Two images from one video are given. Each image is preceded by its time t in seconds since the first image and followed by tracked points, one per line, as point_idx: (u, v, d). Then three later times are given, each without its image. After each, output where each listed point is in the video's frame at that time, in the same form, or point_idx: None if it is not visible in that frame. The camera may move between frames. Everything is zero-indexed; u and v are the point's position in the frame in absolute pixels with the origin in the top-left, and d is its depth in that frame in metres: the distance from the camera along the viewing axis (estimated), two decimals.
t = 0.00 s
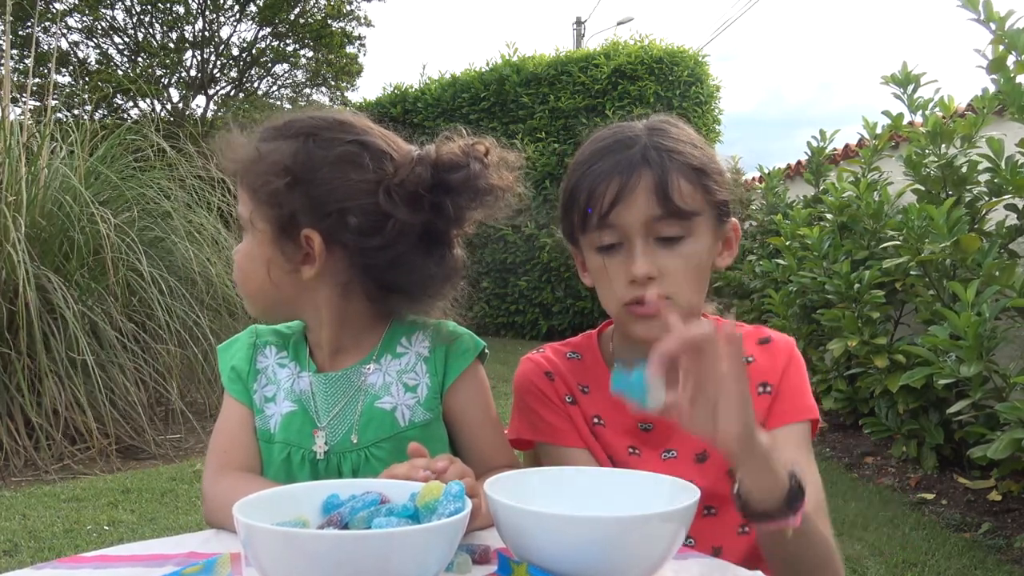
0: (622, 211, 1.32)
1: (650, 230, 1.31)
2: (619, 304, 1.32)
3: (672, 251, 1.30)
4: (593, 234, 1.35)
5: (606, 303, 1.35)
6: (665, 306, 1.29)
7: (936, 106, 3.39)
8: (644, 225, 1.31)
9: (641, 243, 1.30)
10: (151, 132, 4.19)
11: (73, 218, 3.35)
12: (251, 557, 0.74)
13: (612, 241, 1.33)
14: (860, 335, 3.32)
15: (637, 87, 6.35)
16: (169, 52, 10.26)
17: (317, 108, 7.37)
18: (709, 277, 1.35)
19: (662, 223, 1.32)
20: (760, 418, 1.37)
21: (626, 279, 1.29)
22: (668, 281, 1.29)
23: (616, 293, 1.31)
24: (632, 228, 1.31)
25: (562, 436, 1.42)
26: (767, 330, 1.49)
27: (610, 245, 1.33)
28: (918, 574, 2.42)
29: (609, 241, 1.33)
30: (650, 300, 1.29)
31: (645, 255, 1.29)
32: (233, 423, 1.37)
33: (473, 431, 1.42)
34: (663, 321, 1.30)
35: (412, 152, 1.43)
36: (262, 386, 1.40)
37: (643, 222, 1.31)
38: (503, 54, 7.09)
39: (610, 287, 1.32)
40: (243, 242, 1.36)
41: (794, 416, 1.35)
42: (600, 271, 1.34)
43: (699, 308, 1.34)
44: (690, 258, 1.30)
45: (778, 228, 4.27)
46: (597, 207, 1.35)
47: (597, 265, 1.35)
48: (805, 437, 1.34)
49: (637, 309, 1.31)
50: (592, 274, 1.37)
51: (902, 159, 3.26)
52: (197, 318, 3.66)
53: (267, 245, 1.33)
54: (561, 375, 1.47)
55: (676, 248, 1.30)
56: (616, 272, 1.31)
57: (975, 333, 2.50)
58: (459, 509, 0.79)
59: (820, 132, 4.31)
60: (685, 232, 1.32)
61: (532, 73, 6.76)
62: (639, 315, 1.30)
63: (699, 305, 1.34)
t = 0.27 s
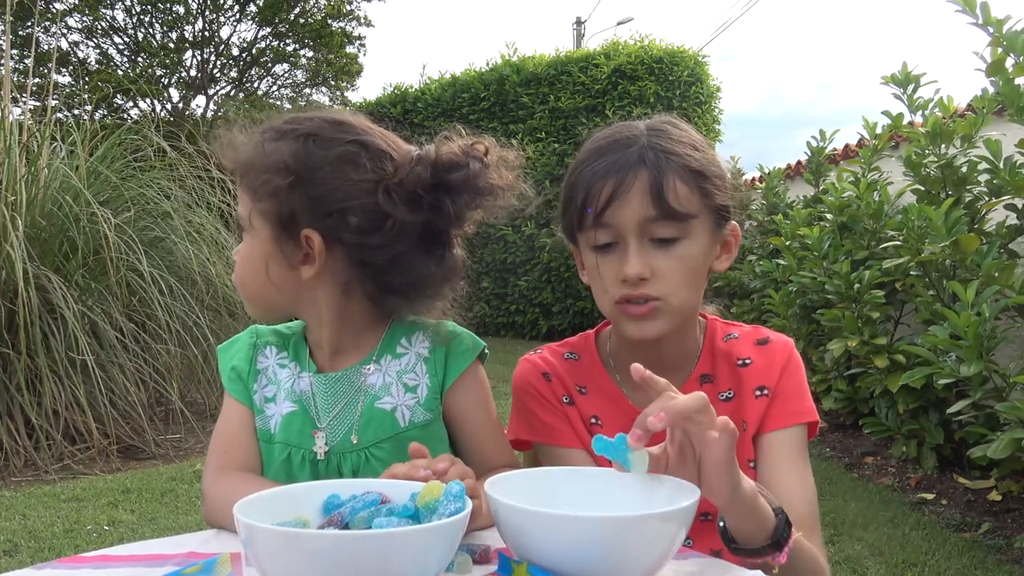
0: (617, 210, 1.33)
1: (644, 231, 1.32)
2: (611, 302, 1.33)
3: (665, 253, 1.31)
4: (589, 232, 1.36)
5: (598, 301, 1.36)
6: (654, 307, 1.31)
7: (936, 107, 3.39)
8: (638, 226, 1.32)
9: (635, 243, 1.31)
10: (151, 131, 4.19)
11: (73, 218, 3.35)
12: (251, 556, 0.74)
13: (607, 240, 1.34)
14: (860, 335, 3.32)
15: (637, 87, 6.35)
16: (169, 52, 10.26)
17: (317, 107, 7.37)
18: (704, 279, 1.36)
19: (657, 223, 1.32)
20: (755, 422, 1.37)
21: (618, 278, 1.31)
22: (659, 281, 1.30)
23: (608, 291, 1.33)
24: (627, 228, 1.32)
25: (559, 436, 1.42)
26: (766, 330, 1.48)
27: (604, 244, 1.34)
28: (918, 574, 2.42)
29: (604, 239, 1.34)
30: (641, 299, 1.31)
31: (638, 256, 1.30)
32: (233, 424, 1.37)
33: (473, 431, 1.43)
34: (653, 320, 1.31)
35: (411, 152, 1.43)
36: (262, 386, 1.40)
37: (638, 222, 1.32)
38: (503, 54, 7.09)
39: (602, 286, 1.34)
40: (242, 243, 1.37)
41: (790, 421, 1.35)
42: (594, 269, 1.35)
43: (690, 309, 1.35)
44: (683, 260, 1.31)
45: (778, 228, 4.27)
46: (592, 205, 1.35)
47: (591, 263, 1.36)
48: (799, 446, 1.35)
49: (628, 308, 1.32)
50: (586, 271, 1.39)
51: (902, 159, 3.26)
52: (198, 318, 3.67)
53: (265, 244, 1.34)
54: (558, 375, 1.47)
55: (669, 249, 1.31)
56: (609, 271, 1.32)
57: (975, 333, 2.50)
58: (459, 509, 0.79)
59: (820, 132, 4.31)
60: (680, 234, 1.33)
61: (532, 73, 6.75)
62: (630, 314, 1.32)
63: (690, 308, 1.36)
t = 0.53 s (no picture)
0: (617, 207, 1.32)
1: (644, 228, 1.32)
2: (609, 298, 1.32)
3: (664, 250, 1.31)
4: (588, 229, 1.35)
5: (597, 297, 1.35)
6: (653, 303, 1.30)
7: (937, 106, 3.39)
8: (638, 222, 1.32)
9: (635, 239, 1.31)
10: (151, 131, 4.19)
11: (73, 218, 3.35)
12: (250, 556, 0.74)
13: (606, 236, 1.33)
14: (860, 335, 3.32)
15: (637, 87, 6.34)
16: (169, 52, 10.26)
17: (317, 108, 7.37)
18: (702, 277, 1.36)
19: (657, 220, 1.32)
20: (751, 424, 1.37)
21: (617, 274, 1.30)
22: (658, 277, 1.29)
23: (607, 287, 1.32)
24: (627, 224, 1.32)
25: (557, 437, 1.42)
26: (764, 332, 1.48)
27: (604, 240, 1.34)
28: (918, 574, 2.42)
29: (603, 235, 1.33)
30: (639, 295, 1.30)
31: (637, 252, 1.30)
32: (232, 424, 1.36)
33: (472, 432, 1.42)
34: (651, 316, 1.30)
35: (408, 152, 1.43)
36: (260, 387, 1.39)
37: (638, 218, 1.32)
38: (503, 54, 7.09)
39: (600, 282, 1.33)
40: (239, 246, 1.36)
41: (787, 422, 1.35)
42: (592, 266, 1.35)
43: (688, 306, 1.34)
44: (683, 257, 1.31)
45: (778, 228, 4.27)
46: (592, 203, 1.35)
47: (590, 260, 1.36)
48: (793, 447, 1.35)
49: (626, 304, 1.31)
50: (585, 268, 1.38)
51: (902, 159, 3.26)
52: (197, 318, 3.66)
53: (260, 248, 1.33)
54: (556, 376, 1.47)
55: (668, 245, 1.31)
56: (607, 267, 1.31)
57: (975, 333, 2.50)
58: (459, 509, 0.79)
59: (820, 132, 4.31)
60: (679, 231, 1.32)
61: (532, 74, 6.75)
62: (629, 309, 1.31)
63: (688, 305, 1.35)
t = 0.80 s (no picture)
0: (614, 208, 1.32)
1: (641, 229, 1.32)
2: (607, 298, 1.32)
3: (663, 250, 1.31)
4: (585, 229, 1.35)
5: (594, 298, 1.35)
6: (651, 303, 1.30)
7: (937, 106, 3.39)
8: (636, 223, 1.32)
9: (633, 240, 1.31)
10: (151, 131, 4.19)
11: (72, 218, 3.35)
12: (250, 556, 0.74)
13: (603, 236, 1.33)
14: (860, 335, 3.32)
15: (637, 87, 6.35)
16: (169, 52, 10.25)
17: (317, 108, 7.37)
18: (700, 277, 1.36)
19: (654, 221, 1.32)
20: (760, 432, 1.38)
21: (615, 275, 1.30)
22: (656, 278, 1.29)
23: (604, 288, 1.32)
24: (624, 225, 1.32)
25: (555, 438, 1.42)
26: (763, 335, 1.49)
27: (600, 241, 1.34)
28: (918, 574, 2.42)
29: (600, 236, 1.33)
30: (637, 295, 1.30)
31: (635, 252, 1.30)
32: (231, 424, 1.36)
33: (472, 432, 1.42)
34: (649, 317, 1.30)
35: (408, 152, 1.43)
36: (260, 387, 1.39)
37: (635, 219, 1.32)
38: (503, 54, 7.09)
39: (598, 282, 1.33)
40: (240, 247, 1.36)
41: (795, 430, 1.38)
42: (590, 266, 1.35)
43: (685, 306, 1.34)
44: (680, 257, 1.31)
45: (778, 228, 4.27)
46: (590, 204, 1.35)
47: (587, 260, 1.36)
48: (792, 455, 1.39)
49: (624, 304, 1.31)
50: (582, 269, 1.38)
51: (902, 159, 3.26)
52: (197, 319, 3.66)
53: (261, 247, 1.33)
54: (554, 377, 1.47)
55: (666, 246, 1.31)
56: (605, 267, 1.31)
57: (975, 333, 2.50)
58: (459, 509, 0.79)
59: (820, 132, 4.31)
60: (677, 231, 1.32)
61: (532, 74, 6.75)
62: (626, 310, 1.31)
63: (687, 305, 1.35)
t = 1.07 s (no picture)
0: (611, 217, 1.32)
1: (639, 237, 1.32)
2: (608, 308, 1.33)
3: (662, 257, 1.31)
4: (583, 238, 1.35)
5: (594, 306, 1.36)
6: (653, 311, 1.31)
7: (937, 106, 3.39)
8: (633, 232, 1.32)
9: (631, 249, 1.31)
10: (151, 131, 4.20)
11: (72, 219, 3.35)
12: (250, 556, 0.74)
13: (601, 245, 1.33)
14: (860, 335, 3.32)
15: (637, 87, 6.35)
16: (169, 52, 10.25)
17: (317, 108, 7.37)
18: (699, 281, 1.37)
19: (652, 228, 1.32)
20: (776, 441, 1.39)
21: (615, 285, 1.30)
22: (656, 286, 1.30)
23: (605, 297, 1.32)
24: (622, 234, 1.31)
25: (560, 438, 1.42)
26: (772, 341, 1.50)
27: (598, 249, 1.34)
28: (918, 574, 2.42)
29: (598, 245, 1.33)
30: (638, 305, 1.31)
31: (634, 262, 1.30)
32: (233, 424, 1.36)
33: (473, 433, 1.42)
34: (651, 325, 1.32)
35: (411, 150, 1.43)
36: (262, 387, 1.39)
37: (632, 228, 1.32)
38: (503, 55, 7.09)
39: (598, 292, 1.33)
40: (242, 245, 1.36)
41: (809, 438, 1.39)
42: (589, 275, 1.35)
43: (685, 311, 1.36)
44: (680, 265, 1.31)
45: (778, 228, 4.27)
46: (586, 212, 1.35)
47: (586, 269, 1.36)
48: (801, 465, 1.41)
49: (626, 314, 1.32)
50: (580, 277, 1.38)
51: (902, 159, 3.26)
52: (197, 318, 3.67)
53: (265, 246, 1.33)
54: (559, 377, 1.47)
55: (664, 254, 1.31)
56: (605, 277, 1.31)
57: (975, 333, 2.50)
58: (459, 509, 0.79)
59: (820, 132, 4.32)
60: (675, 238, 1.33)
61: (532, 73, 6.75)
62: (629, 319, 1.32)
63: (687, 310, 1.36)
